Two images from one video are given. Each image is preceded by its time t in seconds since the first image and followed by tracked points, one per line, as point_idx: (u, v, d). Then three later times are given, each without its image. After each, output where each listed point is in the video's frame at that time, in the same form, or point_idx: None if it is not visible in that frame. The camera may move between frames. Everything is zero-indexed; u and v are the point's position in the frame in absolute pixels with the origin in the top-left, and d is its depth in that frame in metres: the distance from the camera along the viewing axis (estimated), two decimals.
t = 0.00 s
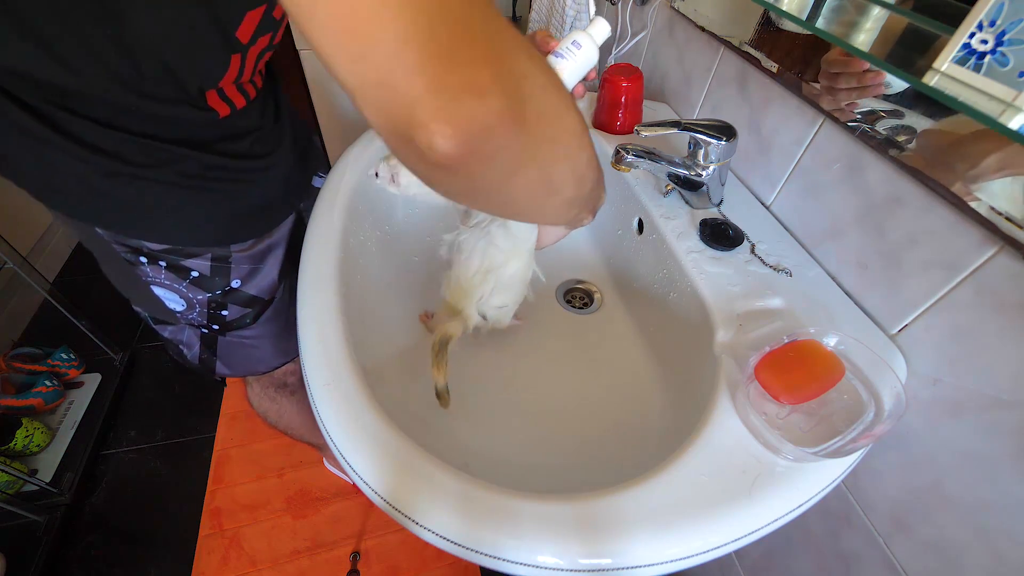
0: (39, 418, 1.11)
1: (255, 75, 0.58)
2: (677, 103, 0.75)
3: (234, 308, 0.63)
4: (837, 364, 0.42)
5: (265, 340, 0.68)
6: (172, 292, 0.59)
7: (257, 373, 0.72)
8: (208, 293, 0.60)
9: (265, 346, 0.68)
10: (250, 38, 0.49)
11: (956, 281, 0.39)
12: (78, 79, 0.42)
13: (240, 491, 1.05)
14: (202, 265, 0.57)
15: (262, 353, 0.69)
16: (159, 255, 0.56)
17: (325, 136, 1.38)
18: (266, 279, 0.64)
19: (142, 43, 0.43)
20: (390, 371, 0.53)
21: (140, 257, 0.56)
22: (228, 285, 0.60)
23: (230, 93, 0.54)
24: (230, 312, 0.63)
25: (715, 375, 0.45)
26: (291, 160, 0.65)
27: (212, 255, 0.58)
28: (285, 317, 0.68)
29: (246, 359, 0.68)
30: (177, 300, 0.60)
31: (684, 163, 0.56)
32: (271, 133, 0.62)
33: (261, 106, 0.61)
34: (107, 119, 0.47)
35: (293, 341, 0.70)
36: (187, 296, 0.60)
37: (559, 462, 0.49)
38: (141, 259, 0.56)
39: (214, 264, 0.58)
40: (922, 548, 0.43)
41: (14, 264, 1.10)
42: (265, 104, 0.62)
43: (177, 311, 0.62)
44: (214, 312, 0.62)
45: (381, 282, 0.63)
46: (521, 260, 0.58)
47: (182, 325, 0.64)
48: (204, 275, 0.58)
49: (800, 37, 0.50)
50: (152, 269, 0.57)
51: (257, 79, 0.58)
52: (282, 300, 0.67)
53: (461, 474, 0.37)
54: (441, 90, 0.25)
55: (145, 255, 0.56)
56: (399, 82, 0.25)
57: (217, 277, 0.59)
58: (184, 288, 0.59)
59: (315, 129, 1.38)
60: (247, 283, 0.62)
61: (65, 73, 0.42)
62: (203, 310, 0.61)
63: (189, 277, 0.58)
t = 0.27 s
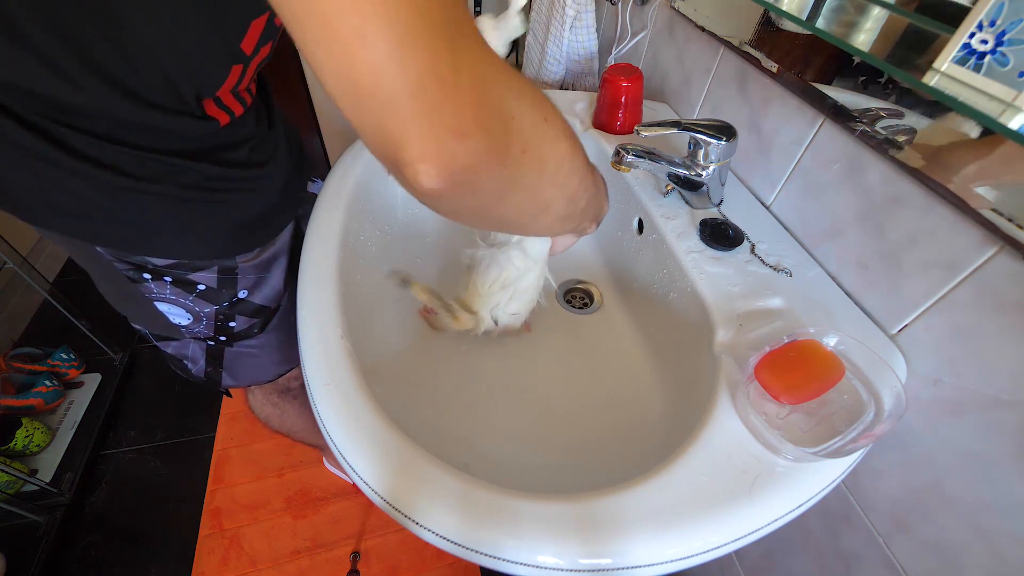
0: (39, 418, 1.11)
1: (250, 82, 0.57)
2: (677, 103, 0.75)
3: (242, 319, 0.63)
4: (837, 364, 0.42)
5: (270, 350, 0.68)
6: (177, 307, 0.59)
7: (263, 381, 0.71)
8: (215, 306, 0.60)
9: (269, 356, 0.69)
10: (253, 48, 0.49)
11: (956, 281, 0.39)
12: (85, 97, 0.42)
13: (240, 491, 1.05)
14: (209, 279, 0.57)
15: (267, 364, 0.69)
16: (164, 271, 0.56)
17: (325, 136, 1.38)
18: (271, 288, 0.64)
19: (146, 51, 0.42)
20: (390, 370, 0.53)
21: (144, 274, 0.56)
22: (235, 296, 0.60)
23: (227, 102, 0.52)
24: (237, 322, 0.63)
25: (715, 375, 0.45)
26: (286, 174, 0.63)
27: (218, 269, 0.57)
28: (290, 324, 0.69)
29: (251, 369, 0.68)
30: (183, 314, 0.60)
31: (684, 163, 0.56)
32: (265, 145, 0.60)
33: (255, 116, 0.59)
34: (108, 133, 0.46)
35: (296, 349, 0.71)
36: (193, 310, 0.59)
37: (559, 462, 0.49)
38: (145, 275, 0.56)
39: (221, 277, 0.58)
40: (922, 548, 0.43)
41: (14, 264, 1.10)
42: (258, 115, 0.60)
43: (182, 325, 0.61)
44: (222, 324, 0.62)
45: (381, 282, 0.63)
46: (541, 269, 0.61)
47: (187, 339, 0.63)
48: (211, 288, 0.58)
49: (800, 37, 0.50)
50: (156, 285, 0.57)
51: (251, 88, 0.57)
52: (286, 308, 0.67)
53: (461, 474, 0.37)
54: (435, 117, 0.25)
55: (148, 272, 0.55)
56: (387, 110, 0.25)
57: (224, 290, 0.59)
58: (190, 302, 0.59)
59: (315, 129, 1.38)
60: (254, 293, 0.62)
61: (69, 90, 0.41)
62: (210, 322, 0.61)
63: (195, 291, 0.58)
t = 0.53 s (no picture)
0: (39, 418, 1.11)
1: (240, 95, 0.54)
2: (677, 103, 0.75)
3: (256, 338, 0.61)
4: (837, 364, 0.42)
5: (284, 369, 0.66)
6: (188, 332, 0.56)
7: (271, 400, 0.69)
8: (229, 326, 0.58)
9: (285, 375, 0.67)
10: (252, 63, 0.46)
11: (956, 281, 0.39)
12: (97, 123, 0.39)
13: (240, 491, 1.05)
14: (224, 299, 0.56)
15: (281, 382, 0.67)
16: (175, 296, 0.53)
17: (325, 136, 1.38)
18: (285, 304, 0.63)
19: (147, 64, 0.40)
20: (390, 370, 0.53)
21: (153, 301, 0.53)
22: (249, 314, 0.59)
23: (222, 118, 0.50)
24: (251, 342, 0.61)
25: (715, 375, 0.45)
26: (282, 185, 0.61)
27: (232, 288, 0.56)
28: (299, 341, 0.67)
29: (264, 389, 0.66)
30: (194, 339, 0.57)
31: (684, 163, 0.56)
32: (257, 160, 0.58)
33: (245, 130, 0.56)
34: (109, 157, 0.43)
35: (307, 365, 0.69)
36: (207, 333, 0.57)
37: (559, 462, 0.49)
38: (154, 303, 0.53)
39: (236, 296, 0.57)
40: (922, 547, 0.43)
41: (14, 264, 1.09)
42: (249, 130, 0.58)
43: (191, 351, 0.58)
44: (235, 344, 0.60)
45: (381, 282, 0.62)
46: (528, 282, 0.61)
47: (195, 367, 0.59)
48: (225, 308, 0.56)
49: (800, 37, 0.50)
50: (166, 312, 0.54)
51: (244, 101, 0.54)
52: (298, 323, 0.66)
53: (461, 474, 0.38)
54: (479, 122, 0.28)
55: (160, 298, 0.53)
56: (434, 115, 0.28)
57: (239, 308, 0.58)
58: (204, 326, 0.56)
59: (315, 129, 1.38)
60: (266, 310, 0.61)
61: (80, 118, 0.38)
62: (223, 345, 0.59)
63: (209, 313, 0.56)
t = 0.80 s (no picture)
0: (39, 418, 1.11)
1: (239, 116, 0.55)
2: (677, 104, 0.75)
3: (271, 358, 0.66)
4: (838, 364, 0.42)
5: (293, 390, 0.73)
6: (206, 359, 0.61)
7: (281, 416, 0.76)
8: (246, 350, 0.63)
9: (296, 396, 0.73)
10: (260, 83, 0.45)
11: (956, 281, 0.39)
12: (109, 149, 0.40)
13: (240, 491, 1.05)
14: (239, 326, 0.61)
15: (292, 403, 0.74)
16: (192, 327, 0.58)
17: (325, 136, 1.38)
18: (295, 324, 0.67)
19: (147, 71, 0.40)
20: (391, 370, 0.53)
21: (171, 334, 0.58)
22: (265, 337, 0.64)
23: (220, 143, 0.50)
24: (267, 362, 0.67)
25: (715, 375, 0.45)
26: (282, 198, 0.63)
27: (247, 314, 0.60)
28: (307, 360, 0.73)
29: (275, 406, 0.73)
30: (212, 365, 0.63)
31: (684, 163, 0.56)
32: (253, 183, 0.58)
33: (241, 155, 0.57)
34: (122, 185, 0.45)
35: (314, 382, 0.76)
36: (225, 358, 0.62)
37: (559, 462, 0.49)
38: (172, 334, 0.58)
39: (250, 321, 0.61)
40: (922, 548, 0.43)
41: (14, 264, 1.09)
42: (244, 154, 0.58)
43: (209, 376, 0.64)
44: (253, 366, 0.65)
45: (380, 281, 0.62)
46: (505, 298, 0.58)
47: (215, 390, 0.66)
48: (242, 333, 0.61)
49: (800, 37, 0.50)
50: (184, 342, 0.59)
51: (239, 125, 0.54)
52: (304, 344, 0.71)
53: (461, 474, 0.38)
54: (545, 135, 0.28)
55: (177, 329, 0.57)
56: (511, 128, 0.27)
57: (254, 333, 0.62)
58: (222, 352, 0.62)
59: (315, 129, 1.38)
60: (280, 331, 0.65)
61: (92, 144, 0.40)
62: (240, 368, 0.65)
63: (226, 339, 0.61)
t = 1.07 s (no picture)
0: (39, 418, 1.11)
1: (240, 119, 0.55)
2: (677, 104, 0.75)
3: (281, 360, 0.67)
4: (837, 364, 0.42)
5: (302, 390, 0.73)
6: (217, 363, 0.61)
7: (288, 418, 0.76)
8: (257, 353, 0.63)
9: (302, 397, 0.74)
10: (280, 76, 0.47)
11: (956, 281, 0.39)
12: (128, 165, 0.41)
13: (240, 491, 1.05)
14: (250, 329, 0.61)
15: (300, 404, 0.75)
16: (204, 331, 0.58)
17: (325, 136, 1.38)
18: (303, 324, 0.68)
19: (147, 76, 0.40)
20: (392, 370, 0.53)
21: (182, 338, 0.57)
22: (275, 339, 0.64)
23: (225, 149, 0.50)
24: (277, 365, 0.67)
25: (715, 376, 0.45)
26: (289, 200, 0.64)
27: (258, 317, 0.61)
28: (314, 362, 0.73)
29: (283, 408, 0.73)
30: (223, 369, 0.62)
31: (684, 163, 0.56)
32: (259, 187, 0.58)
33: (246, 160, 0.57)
34: (132, 196, 0.45)
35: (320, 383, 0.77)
36: (235, 362, 0.62)
37: (558, 462, 0.49)
38: (183, 339, 0.57)
39: (261, 323, 0.61)
40: (922, 548, 0.43)
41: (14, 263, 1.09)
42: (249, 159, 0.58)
43: (219, 380, 0.63)
44: (263, 368, 0.65)
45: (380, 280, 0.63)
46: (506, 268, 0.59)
47: (224, 394, 0.65)
48: (253, 336, 0.61)
49: (800, 37, 0.50)
50: (195, 346, 0.58)
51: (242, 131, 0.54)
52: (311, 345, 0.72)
53: (461, 474, 0.38)
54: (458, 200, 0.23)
55: (187, 334, 0.57)
56: (408, 187, 0.22)
57: (264, 335, 0.62)
58: (233, 355, 0.61)
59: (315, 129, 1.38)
60: (290, 332, 0.66)
61: (110, 160, 0.40)
62: (250, 371, 0.65)
63: (237, 342, 0.61)
